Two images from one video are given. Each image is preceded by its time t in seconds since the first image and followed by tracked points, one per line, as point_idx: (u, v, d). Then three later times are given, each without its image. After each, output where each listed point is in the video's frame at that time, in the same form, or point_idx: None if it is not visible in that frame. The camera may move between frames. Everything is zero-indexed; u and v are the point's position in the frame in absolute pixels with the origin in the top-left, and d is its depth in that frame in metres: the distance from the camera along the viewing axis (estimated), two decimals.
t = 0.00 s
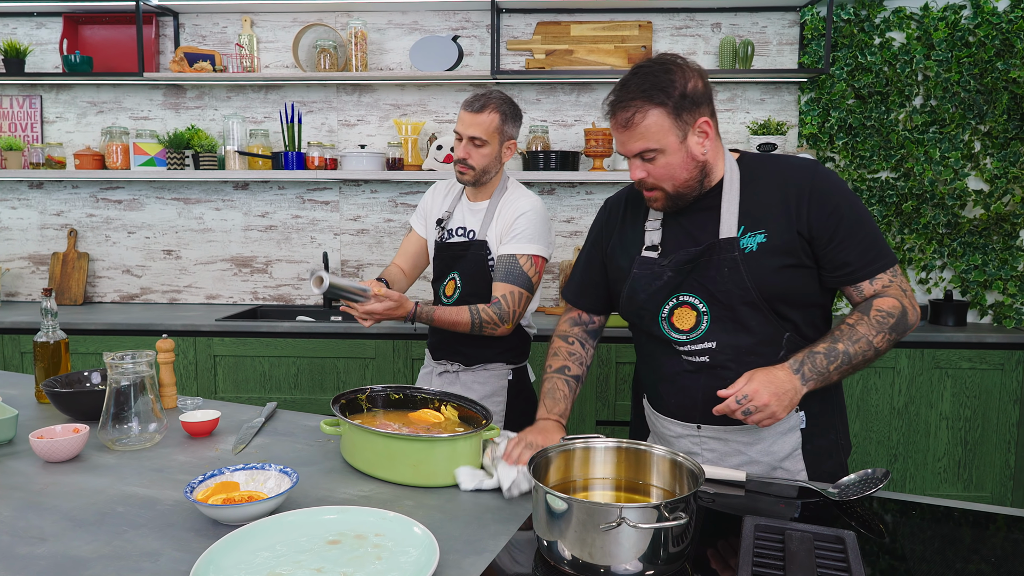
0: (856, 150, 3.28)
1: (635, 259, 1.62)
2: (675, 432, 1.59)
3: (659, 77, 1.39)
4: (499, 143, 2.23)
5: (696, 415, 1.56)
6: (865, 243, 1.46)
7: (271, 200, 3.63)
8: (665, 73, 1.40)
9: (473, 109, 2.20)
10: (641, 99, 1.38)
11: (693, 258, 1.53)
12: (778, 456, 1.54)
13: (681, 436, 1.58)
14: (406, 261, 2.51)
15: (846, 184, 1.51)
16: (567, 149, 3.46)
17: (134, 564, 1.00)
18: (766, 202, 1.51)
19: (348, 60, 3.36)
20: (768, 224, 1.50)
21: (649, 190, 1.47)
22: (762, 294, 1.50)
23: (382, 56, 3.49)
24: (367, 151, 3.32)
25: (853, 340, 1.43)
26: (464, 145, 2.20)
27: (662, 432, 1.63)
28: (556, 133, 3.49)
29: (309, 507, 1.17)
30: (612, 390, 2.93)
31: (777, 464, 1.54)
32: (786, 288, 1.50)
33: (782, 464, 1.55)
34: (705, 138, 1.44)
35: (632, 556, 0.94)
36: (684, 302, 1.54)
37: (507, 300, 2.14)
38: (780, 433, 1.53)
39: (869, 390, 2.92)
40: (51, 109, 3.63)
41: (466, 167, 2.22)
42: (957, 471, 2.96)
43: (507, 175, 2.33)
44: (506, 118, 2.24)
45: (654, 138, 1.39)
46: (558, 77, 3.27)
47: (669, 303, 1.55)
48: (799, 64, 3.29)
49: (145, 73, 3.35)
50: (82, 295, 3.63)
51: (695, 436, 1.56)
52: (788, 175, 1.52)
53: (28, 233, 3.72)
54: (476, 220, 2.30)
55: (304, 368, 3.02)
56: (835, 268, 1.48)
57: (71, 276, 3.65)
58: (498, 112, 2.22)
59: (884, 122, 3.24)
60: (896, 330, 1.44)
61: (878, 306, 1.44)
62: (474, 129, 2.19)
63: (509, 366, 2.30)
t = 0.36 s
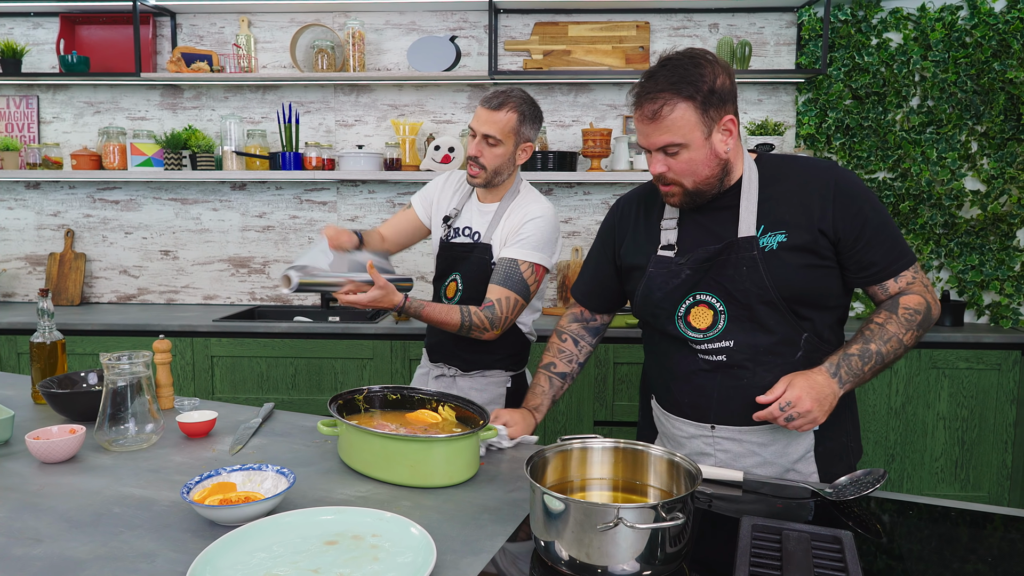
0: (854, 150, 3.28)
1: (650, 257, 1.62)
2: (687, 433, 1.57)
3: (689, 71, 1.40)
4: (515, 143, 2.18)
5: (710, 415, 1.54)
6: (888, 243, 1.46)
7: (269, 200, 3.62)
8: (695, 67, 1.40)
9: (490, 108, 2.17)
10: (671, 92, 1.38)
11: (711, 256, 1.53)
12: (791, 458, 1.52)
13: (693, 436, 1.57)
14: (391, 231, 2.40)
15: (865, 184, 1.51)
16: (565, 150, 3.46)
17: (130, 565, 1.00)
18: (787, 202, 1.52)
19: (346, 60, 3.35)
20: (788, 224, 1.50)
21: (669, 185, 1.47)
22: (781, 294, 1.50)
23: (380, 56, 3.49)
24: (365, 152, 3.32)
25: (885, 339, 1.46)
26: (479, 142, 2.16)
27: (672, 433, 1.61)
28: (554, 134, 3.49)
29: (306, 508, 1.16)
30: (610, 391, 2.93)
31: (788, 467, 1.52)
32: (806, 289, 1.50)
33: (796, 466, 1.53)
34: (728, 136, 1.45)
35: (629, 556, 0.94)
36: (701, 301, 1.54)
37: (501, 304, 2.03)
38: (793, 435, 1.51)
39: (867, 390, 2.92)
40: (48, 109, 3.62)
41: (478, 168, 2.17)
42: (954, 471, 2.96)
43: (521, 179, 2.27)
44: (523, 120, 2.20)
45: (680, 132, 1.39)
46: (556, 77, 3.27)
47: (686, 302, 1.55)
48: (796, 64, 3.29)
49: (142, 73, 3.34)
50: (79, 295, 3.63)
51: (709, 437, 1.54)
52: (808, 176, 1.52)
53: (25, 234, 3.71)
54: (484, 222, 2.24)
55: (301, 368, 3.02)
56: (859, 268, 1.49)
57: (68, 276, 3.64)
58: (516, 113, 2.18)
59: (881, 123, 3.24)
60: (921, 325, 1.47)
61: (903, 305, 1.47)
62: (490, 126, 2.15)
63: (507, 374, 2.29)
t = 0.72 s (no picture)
0: (851, 150, 3.28)
1: (649, 252, 1.63)
2: (685, 428, 1.57)
3: (693, 68, 1.40)
4: (488, 140, 2.08)
5: (706, 410, 1.54)
6: (888, 238, 1.46)
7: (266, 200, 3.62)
8: (699, 64, 1.40)
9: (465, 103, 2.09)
10: (673, 87, 1.39)
11: (709, 252, 1.53)
12: (789, 456, 1.52)
13: (691, 432, 1.57)
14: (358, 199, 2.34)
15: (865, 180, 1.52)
16: (562, 149, 3.45)
17: (125, 566, 0.99)
18: (786, 197, 1.52)
19: (343, 60, 3.35)
20: (786, 218, 1.51)
21: (666, 180, 1.47)
22: (778, 289, 1.50)
23: (377, 56, 3.49)
24: (362, 152, 3.31)
25: (884, 335, 1.44)
26: (450, 138, 2.07)
27: (672, 429, 1.62)
28: (551, 133, 3.49)
29: (301, 508, 1.16)
30: (607, 390, 2.93)
31: (788, 465, 1.52)
32: (804, 284, 1.50)
33: (795, 463, 1.52)
34: (727, 135, 1.45)
35: (625, 556, 0.94)
36: (698, 296, 1.54)
37: (484, 308, 1.95)
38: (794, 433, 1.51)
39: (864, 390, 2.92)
40: (44, 109, 3.61)
41: (450, 163, 2.06)
42: (951, 471, 2.96)
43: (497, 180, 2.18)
44: (498, 119, 2.12)
45: (679, 129, 1.39)
46: (553, 77, 3.27)
47: (684, 297, 1.56)
48: (794, 64, 3.29)
49: (138, 72, 3.33)
50: (75, 296, 3.62)
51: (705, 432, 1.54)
52: (807, 170, 1.52)
53: (21, 234, 3.70)
54: (459, 221, 2.12)
55: (298, 368, 3.01)
56: (858, 264, 1.49)
57: (64, 276, 3.63)
58: (490, 110, 2.10)
59: (879, 123, 3.25)
60: (923, 323, 1.45)
61: (904, 301, 1.45)
62: (462, 122, 2.07)
63: (482, 380, 2.18)
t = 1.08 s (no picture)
0: (849, 150, 3.28)
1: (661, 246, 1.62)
2: (694, 425, 1.56)
3: (709, 57, 1.43)
4: (413, 129, 1.96)
5: (718, 407, 1.54)
6: (898, 238, 1.48)
7: (263, 200, 3.61)
8: (715, 55, 1.44)
9: (384, 93, 1.93)
10: (688, 74, 1.42)
11: (726, 244, 1.53)
12: (800, 455, 1.52)
13: (700, 429, 1.56)
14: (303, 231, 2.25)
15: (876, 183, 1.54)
16: (561, 149, 3.45)
17: (124, 566, 0.99)
18: (802, 193, 1.53)
19: (341, 60, 3.34)
20: (801, 214, 1.52)
21: (678, 167, 1.49)
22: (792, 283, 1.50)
23: (376, 56, 3.48)
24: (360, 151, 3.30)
25: (894, 333, 1.44)
26: (372, 131, 1.93)
27: (678, 427, 1.60)
28: (550, 133, 3.49)
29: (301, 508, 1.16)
30: (606, 390, 2.93)
31: (798, 463, 1.52)
32: (817, 280, 1.50)
33: (804, 462, 1.53)
34: (741, 125, 1.47)
35: (627, 555, 0.94)
36: (712, 289, 1.54)
37: (425, 292, 1.84)
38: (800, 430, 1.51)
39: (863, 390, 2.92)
40: (41, 108, 3.60)
41: (376, 157, 1.94)
42: (949, 470, 2.97)
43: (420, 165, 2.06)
44: (420, 105, 1.98)
45: (692, 115, 1.42)
46: (551, 77, 3.28)
47: (697, 290, 1.55)
48: (792, 64, 3.30)
49: (136, 72, 3.33)
50: (73, 296, 3.61)
51: (716, 429, 1.54)
52: (822, 169, 1.54)
53: (18, 234, 3.69)
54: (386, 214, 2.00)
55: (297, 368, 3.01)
56: (870, 263, 1.50)
57: (61, 276, 3.62)
58: (412, 97, 1.96)
59: (877, 122, 3.25)
60: (931, 324, 1.46)
61: (913, 300, 1.46)
62: (384, 114, 1.92)
63: (432, 376, 2.05)
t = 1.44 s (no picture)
0: (847, 150, 3.29)
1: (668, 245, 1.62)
2: (700, 424, 1.56)
3: (724, 53, 1.45)
4: (350, 128, 1.94)
5: (725, 406, 1.54)
6: (905, 236, 1.51)
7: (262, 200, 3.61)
8: (731, 52, 1.45)
9: (313, 94, 1.90)
10: (703, 69, 1.44)
11: (734, 241, 1.53)
12: (808, 455, 1.52)
13: (706, 428, 1.56)
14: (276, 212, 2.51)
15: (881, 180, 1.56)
16: (560, 149, 3.46)
17: (127, 566, 0.99)
18: (810, 192, 1.54)
19: (340, 60, 3.34)
20: (810, 212, 1.53)
21: (688, 163, 1.50)
22: (802, 281, 1.51)
23: (375, 56, 3.48)
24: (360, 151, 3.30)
25: (904, 331, 1.49)
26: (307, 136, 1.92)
27: (683, 426, 1.60)
28: (549, 133, 3.49)
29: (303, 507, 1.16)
30: (605, 390, 2.93)
31: (808, 463, 1.51)
32: (828, 278, 1.51)
33: (813, 462, 1.53)
34: (752, 124, 1.49)
35: (629, 554, 0.94)
36: (720, 287, 1.54)
37: (353, 282, 1.50)
38: (807, 430, 1.51)
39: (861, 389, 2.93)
40: (40, 108, 3.60)
41: (317, 161, 1.94)
42: (947, 469, 2.97)
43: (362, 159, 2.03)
44: (353, 101, 1.95)
45: (705, 110, 1.43)
46: (550, 77, 3.29)
47: (705, 287, 1.56)
48: (791, 64, 3.30)
49: (135, 72, 3.32)
50: (72, 296, 3.61)
51: (722, 428, 1.54)
52: (829, 167, 1.56)
53: (17, 234, 3.69)
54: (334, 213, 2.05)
55: (296, 368, 3.01)
56: (879, 260, 1.53)
57: (60, 276, 3.62)
58: (343, 95, 1.92)
59: (875, 123, 3.26)
60: (937, 320, 1.50)
61: (920, 299, 1.50)
62: (317, 117, 1.90)
63: (398, 374, 2.12)
